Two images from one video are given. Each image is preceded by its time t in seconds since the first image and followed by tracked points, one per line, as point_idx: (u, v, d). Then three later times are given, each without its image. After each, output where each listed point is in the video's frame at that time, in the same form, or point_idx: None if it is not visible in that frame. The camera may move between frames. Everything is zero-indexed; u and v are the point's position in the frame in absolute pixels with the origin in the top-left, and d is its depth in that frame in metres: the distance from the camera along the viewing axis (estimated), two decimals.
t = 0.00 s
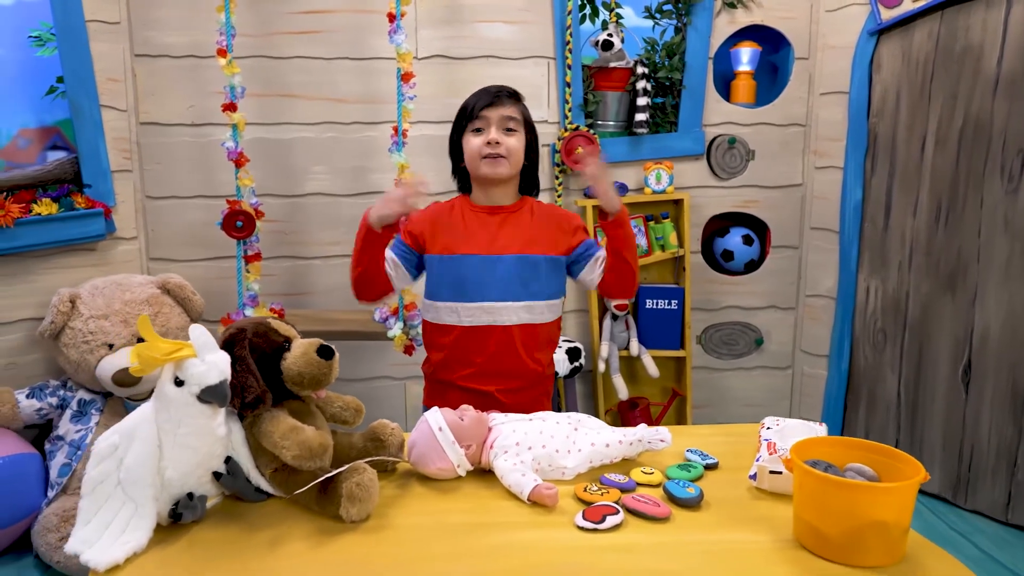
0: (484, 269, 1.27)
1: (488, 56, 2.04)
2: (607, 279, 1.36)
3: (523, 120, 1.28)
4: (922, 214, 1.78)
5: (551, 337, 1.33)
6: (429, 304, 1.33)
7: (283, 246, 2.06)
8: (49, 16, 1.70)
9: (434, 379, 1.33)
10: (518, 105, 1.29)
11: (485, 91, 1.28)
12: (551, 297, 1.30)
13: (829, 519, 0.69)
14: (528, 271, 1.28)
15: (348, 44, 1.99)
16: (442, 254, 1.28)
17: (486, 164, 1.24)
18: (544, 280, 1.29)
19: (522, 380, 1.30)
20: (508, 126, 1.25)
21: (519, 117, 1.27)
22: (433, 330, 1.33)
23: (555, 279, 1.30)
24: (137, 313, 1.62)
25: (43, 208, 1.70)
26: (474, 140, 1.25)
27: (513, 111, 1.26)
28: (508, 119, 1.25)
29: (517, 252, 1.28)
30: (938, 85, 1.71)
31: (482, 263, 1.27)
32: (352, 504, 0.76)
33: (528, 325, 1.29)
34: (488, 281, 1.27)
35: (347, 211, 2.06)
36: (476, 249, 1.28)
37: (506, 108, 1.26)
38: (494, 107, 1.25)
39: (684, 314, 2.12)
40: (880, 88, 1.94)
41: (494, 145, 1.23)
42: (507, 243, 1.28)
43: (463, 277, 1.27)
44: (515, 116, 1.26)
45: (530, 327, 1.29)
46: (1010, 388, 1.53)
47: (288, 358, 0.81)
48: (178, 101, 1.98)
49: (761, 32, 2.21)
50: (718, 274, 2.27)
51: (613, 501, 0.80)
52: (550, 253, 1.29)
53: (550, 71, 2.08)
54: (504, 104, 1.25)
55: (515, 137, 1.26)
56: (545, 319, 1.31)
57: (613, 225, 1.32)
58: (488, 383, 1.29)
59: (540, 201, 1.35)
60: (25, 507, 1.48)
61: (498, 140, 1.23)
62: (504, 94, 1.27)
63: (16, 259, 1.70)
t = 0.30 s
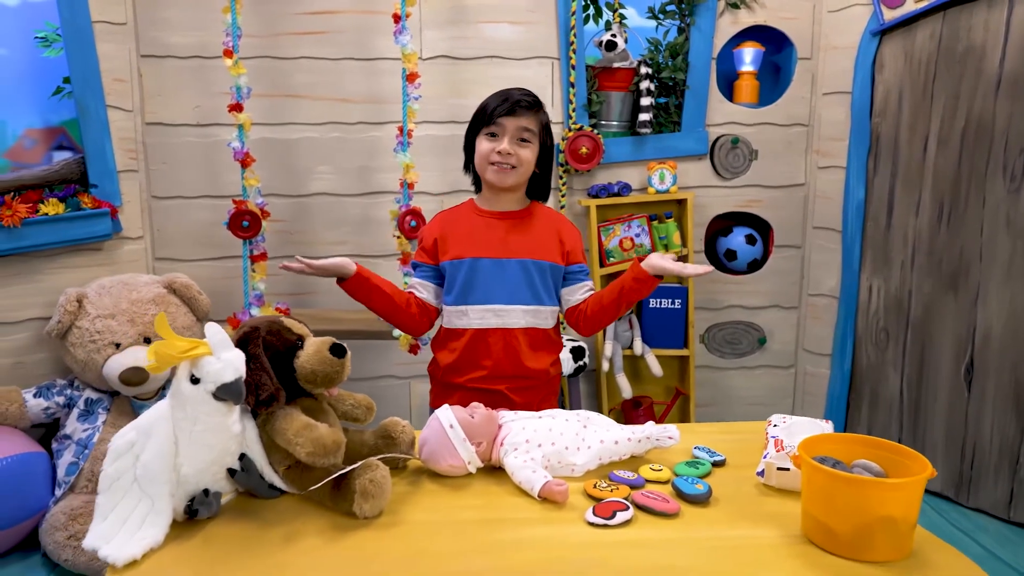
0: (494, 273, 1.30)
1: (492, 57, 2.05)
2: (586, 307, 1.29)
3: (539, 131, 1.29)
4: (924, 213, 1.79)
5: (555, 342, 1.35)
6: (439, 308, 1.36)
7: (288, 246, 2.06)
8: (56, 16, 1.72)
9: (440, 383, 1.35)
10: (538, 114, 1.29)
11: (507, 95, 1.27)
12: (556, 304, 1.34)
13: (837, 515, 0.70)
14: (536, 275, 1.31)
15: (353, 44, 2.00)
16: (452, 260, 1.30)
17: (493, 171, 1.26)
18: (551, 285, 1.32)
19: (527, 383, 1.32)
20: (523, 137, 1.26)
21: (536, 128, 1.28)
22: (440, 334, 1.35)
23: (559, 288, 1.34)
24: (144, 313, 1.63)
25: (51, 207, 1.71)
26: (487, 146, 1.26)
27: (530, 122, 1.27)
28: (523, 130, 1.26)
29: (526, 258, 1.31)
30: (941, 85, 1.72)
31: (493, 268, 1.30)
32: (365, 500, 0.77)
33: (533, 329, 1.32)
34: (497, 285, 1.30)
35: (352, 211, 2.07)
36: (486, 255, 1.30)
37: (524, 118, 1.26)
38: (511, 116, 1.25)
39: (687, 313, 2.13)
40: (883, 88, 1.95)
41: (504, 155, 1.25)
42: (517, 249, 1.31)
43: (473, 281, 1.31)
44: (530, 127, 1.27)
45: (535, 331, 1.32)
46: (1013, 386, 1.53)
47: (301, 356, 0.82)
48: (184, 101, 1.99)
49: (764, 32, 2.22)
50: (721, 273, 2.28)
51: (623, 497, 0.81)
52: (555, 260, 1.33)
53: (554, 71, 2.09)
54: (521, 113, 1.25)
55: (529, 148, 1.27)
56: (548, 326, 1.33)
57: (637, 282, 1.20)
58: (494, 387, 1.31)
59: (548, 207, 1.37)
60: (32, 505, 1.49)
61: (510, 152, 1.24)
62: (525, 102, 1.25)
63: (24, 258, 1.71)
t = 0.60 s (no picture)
0: (500, 273, 1.32)
1: (494, 57, 2.06)
2: (595, 303, 1.30)
3: (543, 127, 1.30)
4: (925, 212, 1.80)
5: (561, 341, 1.37)
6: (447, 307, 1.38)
7: (292, 245, 2.08)
8: (60, 17, 1.72)
9: (447, 381, 1.37)
10: (540, 110, 1.30)
11: (507, 93, 1.28)
12: (563, 304, 1.35)
13: (840, 510, 0.71)
14: (542, 275, 1.32)
15: (356, 45, 2.01)
16: (459, 260, 1.32)
17: (498, 171, 1.27)
18: (557, 284, 1.34)
19: (533, 382, 1.34)
20: (527, 134, 1.27)
21: (539, 124, 1.29)
22: (447, 332, 1.37)
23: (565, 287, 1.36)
24: (149, 313, 1.64)
25: (56, 207, 1.72)
26: (491, 145, 1.27)
27: (533, 118, 1.27)
28: (527, 127, 1.27)
29: (532, 257, 1.32)
30: (941, 85, 1.73)
31: (499, 268, 1.32)
32: (375, 496, 0.78)
33: (539, 328, 1.33)
34: (504, 285, 1.32)
35: (355, 211, 2.08)
36: (492, 255, 1.32)
37: (527, 115, 1.27)
38: (514, 114, 1.26)
39: (689, 312, 2.14)
40: (883, 88, 1.96)
41: (508, 153, 1.26)
42: (523, 248, 1.32)
43: (479, 281, 1.32)
44: (534, 124, 1.27)
45: (541, 330, 1.33)
46: (1013, 385, 1.54)
47: (310, 354, 0.83)
48: (188, 101, 2.00)
49: (765, 32, 2.23)
50: (723, 272, 2.29)
51: (628, 493, 0.82)
52: (562, 258, 1.33)
53: (556, 71, 2.10)
54: (523, 110, 1.26)
55: (533, 145, 1.28)
56: (554, 324, 1.35)
57: (645, 274, 1.21)
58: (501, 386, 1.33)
59: (554, 205, 1.38)
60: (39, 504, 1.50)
61: (514, 150, 1.25)
62: (527, 99, 1.26)
63: (29, 259, 1.72)
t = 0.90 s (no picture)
0: (505, 273, 1.33)
1: (495, 57, 2.07)
2: (605, 299, 1.32)
3: (546, 123, 1.31)
4: (924, 211, 1.81)
5: (564, 339, 1.38)
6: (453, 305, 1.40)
7: (294, 245, 2.09)
8: (63, 19, 1.73)
9: (451, 378, 1.38)
10: (543, 107, 1.31)
11: (508, 93, 1.29)
12: (567, 302, 1.37)
13: (840, 504, 0.72)
14: (545, 275, 1.33)
15: (358, 45, 2.02)
16: (464, 259, 1.33)
17: (505, 167, 1.28)
18: (561, 284, 1.35)
19: (536, 381, 1.35)
20: (531, 130, 1.28)
21: (542, 121, 1.30)
22: (452, 330, 1.39)
23: (570, 286, 1.36)
24: (152, 313, 1.65)
25: (60, 208, 1.73)
26: (496, 142, 1.28)
27: (537, 115, 1.28)
28: (531, 123, 1.28)
29: (536, 257, 1.33)
30: (939, 84, 1.74)
31: (503, 268, 1.33)
32: (381, 491, 0.79)
33: (543, 327, 1.35)
34: (508, 285, 1.33)
35: (357, 211, 2.09)
36: (497, 255, 1.33)
37: (530, 112, 1.28)
38: (518, 111, 1.27)
39: (689, 311, 2.15)
40: (882, 87, 1.97)
41: (514, 149, 1.26)
42: (527, 248, 1.33)
43: (483, 280, 1.33)
44: (538, 119, 1.28)
45: (545, 329, 1.35)
46: (1012, 381, 1.55)
47: (316, 352, 0.84)
48: (191, 102, 2.01)
49: (764, 32, 2.24)
50: (723, 271, 2.30)
51: (631, 488, 0.83)
52: (566, 258, 1.35)
53: (557, 71, 2.11)
54: (527, 106, 1.27)
55: (538, 141, 1.28)
56: (558, 323, 1.36)
57: (650, 267, 1.23)
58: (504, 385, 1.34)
59: (557, 203, 1.39)
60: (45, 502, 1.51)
61: (520, 145, 1.26)
62: (530, 97, 1.28)
63: (34, 259, 1.73)
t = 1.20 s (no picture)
0: (504, 273, 1.34)
1: (492, 58, 2.08)
2: (599, 303, 1.34)
3: (543, 125, 1.32)
4: (917, 210, 1.83)
5: (561, 339, 1.40)
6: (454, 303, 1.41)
7: (292, 244, 2.09)
8: (60, 19, 1.73)
9: (450, 373, 1.39)
10: (538, 109, 1.31)
11: (502, 97, 1.29)
12: (566, 303, 1.38)
13: (836, 498, 0.73)
14: (544, 275, 1.35)
15: (355, 46, 2.02)
16: (465, 260, 1.35)
17: (509, 177, 1.30)
18: (559, 285, 1.36)
19: (533, 380, 1.36)
20: (529, 135, 1.29)
21: (539, 124, 1.30)
22: (454, 327, 1.41)
23: (569, 287, 1.38)
24: (151, 312, 1.66)
25: (58, 208, 1.73)
26: (497, 151, 1.29)
27: (533, 119, 1.29)
28: (529, 128, 1.29)
29: (535, 258, 1.35)
30: (933, 84, 1.76)
31: (503, 268, 1.34)
32: (383, 488, 0.80)
33: (541, 327, 1.36)
34: (507, 285, 1.34)
35: (354, 210, 2.10)
36: (497, 255, 1.34)
37: (527, 117, 1.29)
38: (515, 117, 1.28)
39: (685, 309, 2.17)
40: (876, 87, 1.99)
41: (515, 157, 1.27)
42: (527, 250, 1.35)
43: (483, 279, 1.35)
44: (535, 123, 1.30)
45: (543, 329, 1.36)
46: (1004, 378, 1.57)
47: (318, 351, 0.85)
48: (189, 102, 2.02)
49: (759, 32, 2.26)
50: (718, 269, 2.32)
51: (630, 484, 0.84)
52: (565, 258, 1.36)
53: (553, 71, 2.12)
54: (524, 111, 1.28)
55: (536, 145, 1.30)
56: (556, 323, 1.37)
57: (648, 281, 1.24)
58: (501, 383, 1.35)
59: (557, 204, 1.40)
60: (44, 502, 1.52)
61: (520, 153, 1.27)
62: (525, 101, 1.28)
63: (32, 259, 1.74)
